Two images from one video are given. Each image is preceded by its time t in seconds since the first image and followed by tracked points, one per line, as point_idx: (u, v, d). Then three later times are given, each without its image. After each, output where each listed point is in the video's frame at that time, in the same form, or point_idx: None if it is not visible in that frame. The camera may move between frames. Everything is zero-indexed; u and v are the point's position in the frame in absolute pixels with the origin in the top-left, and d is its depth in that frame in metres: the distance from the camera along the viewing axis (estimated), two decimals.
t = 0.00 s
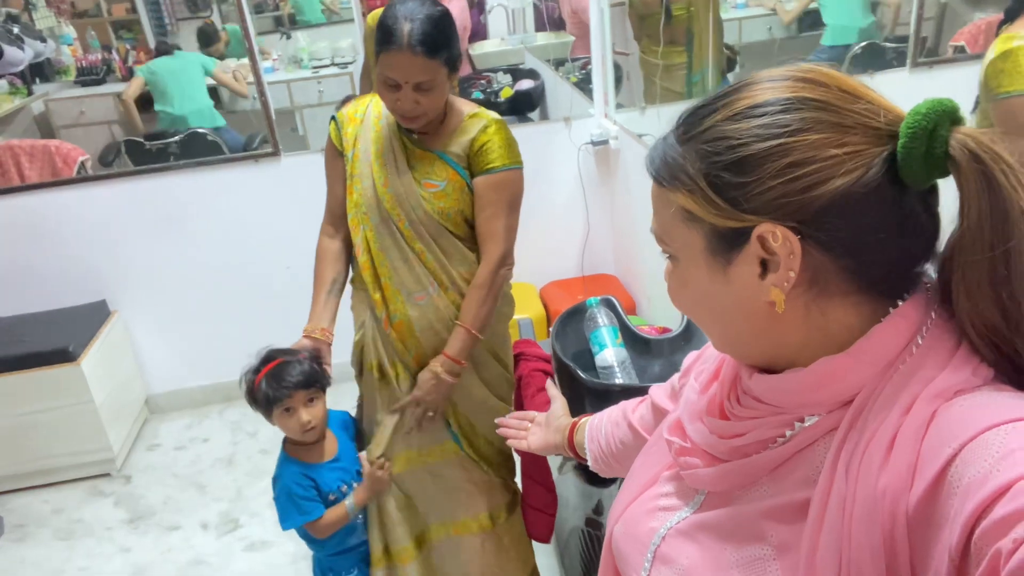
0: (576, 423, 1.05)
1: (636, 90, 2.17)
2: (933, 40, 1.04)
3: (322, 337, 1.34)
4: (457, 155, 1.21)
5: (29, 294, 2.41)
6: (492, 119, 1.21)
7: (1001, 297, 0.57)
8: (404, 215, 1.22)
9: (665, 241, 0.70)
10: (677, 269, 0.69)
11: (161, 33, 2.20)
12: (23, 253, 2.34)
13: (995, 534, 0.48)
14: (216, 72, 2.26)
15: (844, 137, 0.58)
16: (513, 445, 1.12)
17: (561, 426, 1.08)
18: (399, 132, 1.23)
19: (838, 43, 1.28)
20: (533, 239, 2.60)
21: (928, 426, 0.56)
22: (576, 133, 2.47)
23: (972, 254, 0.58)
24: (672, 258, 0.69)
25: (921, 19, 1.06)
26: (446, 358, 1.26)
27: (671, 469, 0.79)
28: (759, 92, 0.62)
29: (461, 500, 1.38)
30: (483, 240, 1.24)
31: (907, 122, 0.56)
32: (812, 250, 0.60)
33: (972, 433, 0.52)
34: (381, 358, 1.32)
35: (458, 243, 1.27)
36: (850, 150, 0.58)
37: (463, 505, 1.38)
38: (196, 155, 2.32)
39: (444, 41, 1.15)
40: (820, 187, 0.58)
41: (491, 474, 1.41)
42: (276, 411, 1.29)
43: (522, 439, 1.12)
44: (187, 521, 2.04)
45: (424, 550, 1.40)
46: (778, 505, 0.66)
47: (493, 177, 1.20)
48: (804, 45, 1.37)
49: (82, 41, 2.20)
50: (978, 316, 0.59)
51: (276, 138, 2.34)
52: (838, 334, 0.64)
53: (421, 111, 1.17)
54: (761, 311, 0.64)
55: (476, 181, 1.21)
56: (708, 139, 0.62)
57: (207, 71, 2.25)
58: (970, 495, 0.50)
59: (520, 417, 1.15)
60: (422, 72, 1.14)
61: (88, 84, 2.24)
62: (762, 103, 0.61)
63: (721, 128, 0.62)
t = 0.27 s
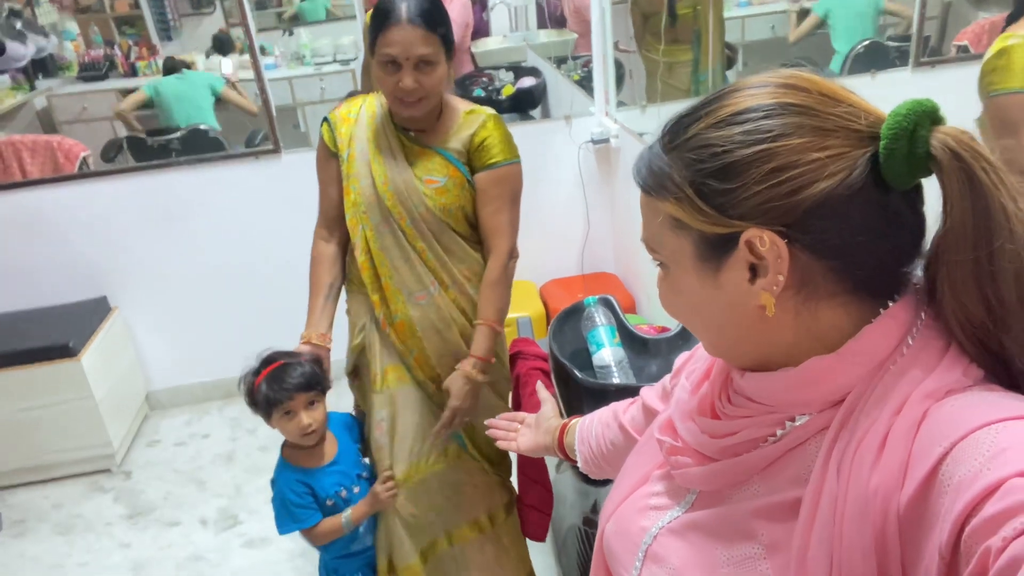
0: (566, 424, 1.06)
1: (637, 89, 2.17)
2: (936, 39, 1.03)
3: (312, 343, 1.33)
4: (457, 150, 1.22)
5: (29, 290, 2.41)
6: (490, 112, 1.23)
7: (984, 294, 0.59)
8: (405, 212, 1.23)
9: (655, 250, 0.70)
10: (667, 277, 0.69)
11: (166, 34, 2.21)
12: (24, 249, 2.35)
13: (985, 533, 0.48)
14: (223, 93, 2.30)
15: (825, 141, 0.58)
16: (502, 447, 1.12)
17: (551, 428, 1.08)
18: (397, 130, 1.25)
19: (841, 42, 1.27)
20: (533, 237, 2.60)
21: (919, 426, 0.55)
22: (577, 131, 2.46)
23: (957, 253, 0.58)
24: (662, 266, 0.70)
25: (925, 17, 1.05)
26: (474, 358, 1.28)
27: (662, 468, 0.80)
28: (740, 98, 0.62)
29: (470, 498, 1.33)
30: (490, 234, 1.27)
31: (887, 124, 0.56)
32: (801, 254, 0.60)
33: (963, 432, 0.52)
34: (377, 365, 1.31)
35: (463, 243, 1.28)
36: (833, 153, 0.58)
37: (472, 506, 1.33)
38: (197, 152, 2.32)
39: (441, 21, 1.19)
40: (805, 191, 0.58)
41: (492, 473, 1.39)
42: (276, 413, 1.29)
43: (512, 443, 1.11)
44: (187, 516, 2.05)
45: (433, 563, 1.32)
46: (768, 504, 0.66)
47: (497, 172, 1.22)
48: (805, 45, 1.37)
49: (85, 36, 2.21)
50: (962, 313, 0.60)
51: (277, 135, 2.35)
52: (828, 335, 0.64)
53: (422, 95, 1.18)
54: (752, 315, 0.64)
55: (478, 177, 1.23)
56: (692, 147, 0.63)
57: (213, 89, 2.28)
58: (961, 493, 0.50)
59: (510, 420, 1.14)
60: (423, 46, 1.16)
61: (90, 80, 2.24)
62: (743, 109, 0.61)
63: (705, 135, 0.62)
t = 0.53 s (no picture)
0: (563, 427, 1.06)
1: (637, 83, 2.16)
2: (937, 36, 1.03)
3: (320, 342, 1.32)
4: (453, 143, 1.23)
5: (28, 282, 2.42)
6: (485, 107, 1.25)
7: (964, 289, 0.59)
8: (402, 205, 1.22)
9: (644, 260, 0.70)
10: (657, 288, 0.69)
11: (165, 26, 2.23)
12: (22, 242, 2.35)
13: (978, 534, 0.48)
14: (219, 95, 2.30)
15: (801, 145, 0.59)
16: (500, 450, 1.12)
17: (548, 432, 1.09)
18: (393, 124, 1.25)
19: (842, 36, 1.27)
20: (532, 232, 2.60)
21: (911, 426, 0.55)
22: (576, 125, 2.46)
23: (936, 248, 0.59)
24: (651, 276, 0.69)
25: (926, 13, 1.05)
26: (489, 354, 1.30)
27: (655, 468, 0.80)
28: (716, 106, 0.63)
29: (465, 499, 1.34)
30: (491, 230, 1.27)
31: (862, 125, 0.57)
32: (785, 258, 0.60)
33: (955, 433, 0.52)
34: (379, 360, 1.29)
35: (463, 239, 1.28)
36: (809, 157, 0.58)
37: (466, 505, 1.34)
38: (195, 144, 2.31)
39: (434, 14, 1.21)
40: (783, 196, 0.59)
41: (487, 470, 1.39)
42: (291, 415, 1.24)
43: (510, 444, 1.11)
44: (184, 509, 2.05)
45: (435, 560, 1.32)
46: (759, 505, 0.66)
47: (496, 165, 1.23)
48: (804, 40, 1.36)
49: (84, 27, 2.23)
50: (943, 307, 0.60)
51: (274, 127, 2.32)
52: (820, 335, 0.64)
53: (419, 87, 1.19)
54: (740, 320, 0.64)
55: (477, 172, 1.24)
56: (671, 159, 0.63)
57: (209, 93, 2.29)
58: (953, 495, 0.50)
59: (507, 423, 1.14)
60: (417, 37, 1.18)
61: (89, 72, 2.27)
62: (719, 118, 0.61)
63: (683, 147, 0.63)
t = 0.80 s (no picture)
0: (563, 433, 1.06)
1: (636, 83, 2.15)
2: (935, 37, 1.03)
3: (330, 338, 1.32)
4: (452, 141, 1.22)
5: (22, 279, 2.40)
6: (484, 105, 1.24)
7: (950, 283, 0.59)
8: (400, 203, 1.22)
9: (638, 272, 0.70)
10: (651, 301, 0.69)
11: (162, 22, 2.20)
12: (17, 239, 2.34)
13: (977, 534, 0.48)
14: (214, 98, 2.29)
15: (781, 150, 0.59)
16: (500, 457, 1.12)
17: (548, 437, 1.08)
18: (391, 122, 1.25)
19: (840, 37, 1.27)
20: (529, 232, 2.59)
21: (910, 426, 0.55)
22: (574, 125, 2.45)
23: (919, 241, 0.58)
24: (645, 289, 0.69)
25: (924, 15, 1.05)
26: (500, 352, 1.31)
27: (654, 470, 0.79)
28: (697, 117, 0.63)
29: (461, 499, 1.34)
30: (491, 228, 1.27)
31: (839, 125, 0.57)
32: (774, 261, 0.60)
33: (953, 433, 0.52)
34: (381, 354, 1.29)
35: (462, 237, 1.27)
36: (790, 161, 0.58)
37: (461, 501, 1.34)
38: (191, 142, 2.31)
39: (432, 11, 1.21)
40: (766, 201, 0.58)
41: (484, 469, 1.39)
42: (308, 411, 1.27)
43: (509, 453, 1.11)
44: (179, 507, 2.04)
45: (438, 548, 1.34)
46: (757, 506, 0.65)
47: (496, 163, 1.22)
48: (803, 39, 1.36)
49: (80, 23, 2.20)
50: (931, 300, 0.59)
51: (272, 125, 2.33)
52: (821, 336, 0.63)
53: (417, 84, 1.19)
54: (735, 325, 0.64)
55: (476, 170, 1.22)
56: (656, 173, 0.63)
57: (203, 96, 2.28)
58: (952, 494, 0.50)
59: (508, 430, 1.15)
60: (415, 35, 1.18)
61: (85, 68, 2.25)
62: (699, 128, 0.62)
63: (666, 159, 0.63)
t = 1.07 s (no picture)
0: (568, 433, 1.06)
1: (634, 80, 2.15)
2: (934, 36, 1.03)
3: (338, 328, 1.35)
4: (454, 137, 1.21)
5: (18, 273, 2.39)
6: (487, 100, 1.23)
7: (944, 278, 0.58)
8: (402, 198, 1.21)
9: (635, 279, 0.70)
10: (651, 307, 0.69)
11: (159, 16, 2.17)
12: (13, 233, 2.33)
13: (982, 530, 0.47)
14: (213, 94, 2.28)
15: (774, 152, 0.59)
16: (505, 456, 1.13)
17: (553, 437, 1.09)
18: (394, 117, 1.24)
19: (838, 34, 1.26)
20: (527, 229, 2.59)
21: (914, 423, 0.55)
22: (574, 122, 2.45)
23: (911, 236, 0.58)
24: (644, 294, 0.69)
25: (923, 14, 1.05)
26: (500, 348, 1.30)
27: (657, 468, 0.79)
28: (690, 121, 0.63)
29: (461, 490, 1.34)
30: (495, 223, 1.26)
31: (830, 126, 0.57)
32: (769, 262, 0.60)
33: (958, 429, 0.52)
34: (383, 347, 1.29)
35: (464, 232, 1.26)
36: (783, 163, 0.58)
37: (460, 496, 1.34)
38: (189, 136, 2.30)
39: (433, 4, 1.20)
40: (760, 203, 0.58)
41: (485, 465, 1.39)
42: (339, 399, 1.30)
43: (514, 451, 1.12)
44: (175, 503, 2.04)
45: (444, 538, 1.35)
46: (762, 504, 0.65)
47: (499, 159, 1.21)
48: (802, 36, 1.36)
49: (77, 16, 2.17)
50: (926, 296, 0.59)
51: (271, 120, 2.32)
52: (827, 333, 0.63)
53: (418, 76, 1.18)
54: (734, 327, 0.64)
55: (479, 165, 1.21)
56: (650, 178, 0.63)
57: (202, 90, 2.26)
58: (956, 491, 0.50)
59: (513, 430, 1.15)
60: (416, 26, 1.17)
61: (83, 61, 2.22)
62: (693, 131, 0.62)
63: (660, 164, 0.63)
